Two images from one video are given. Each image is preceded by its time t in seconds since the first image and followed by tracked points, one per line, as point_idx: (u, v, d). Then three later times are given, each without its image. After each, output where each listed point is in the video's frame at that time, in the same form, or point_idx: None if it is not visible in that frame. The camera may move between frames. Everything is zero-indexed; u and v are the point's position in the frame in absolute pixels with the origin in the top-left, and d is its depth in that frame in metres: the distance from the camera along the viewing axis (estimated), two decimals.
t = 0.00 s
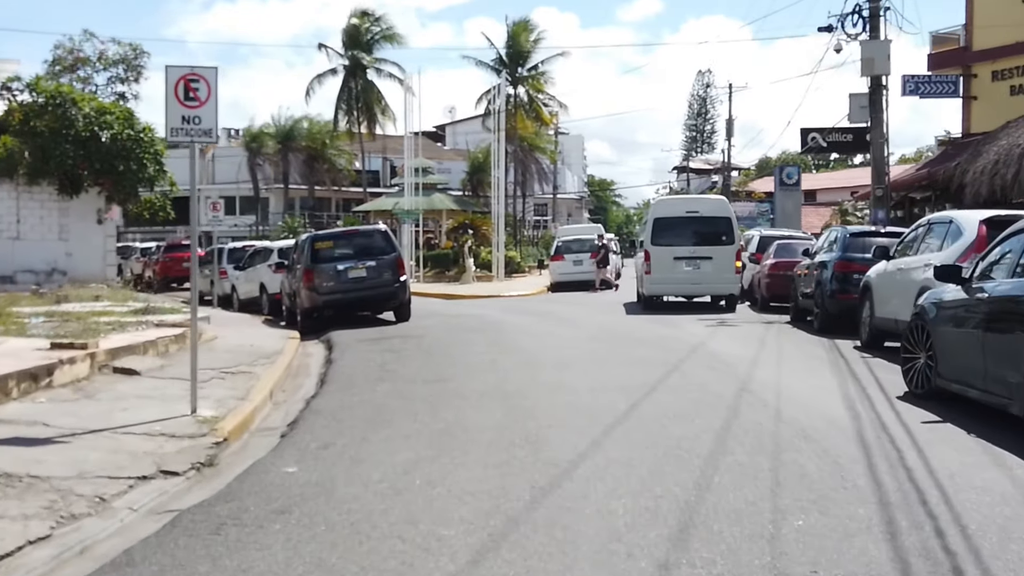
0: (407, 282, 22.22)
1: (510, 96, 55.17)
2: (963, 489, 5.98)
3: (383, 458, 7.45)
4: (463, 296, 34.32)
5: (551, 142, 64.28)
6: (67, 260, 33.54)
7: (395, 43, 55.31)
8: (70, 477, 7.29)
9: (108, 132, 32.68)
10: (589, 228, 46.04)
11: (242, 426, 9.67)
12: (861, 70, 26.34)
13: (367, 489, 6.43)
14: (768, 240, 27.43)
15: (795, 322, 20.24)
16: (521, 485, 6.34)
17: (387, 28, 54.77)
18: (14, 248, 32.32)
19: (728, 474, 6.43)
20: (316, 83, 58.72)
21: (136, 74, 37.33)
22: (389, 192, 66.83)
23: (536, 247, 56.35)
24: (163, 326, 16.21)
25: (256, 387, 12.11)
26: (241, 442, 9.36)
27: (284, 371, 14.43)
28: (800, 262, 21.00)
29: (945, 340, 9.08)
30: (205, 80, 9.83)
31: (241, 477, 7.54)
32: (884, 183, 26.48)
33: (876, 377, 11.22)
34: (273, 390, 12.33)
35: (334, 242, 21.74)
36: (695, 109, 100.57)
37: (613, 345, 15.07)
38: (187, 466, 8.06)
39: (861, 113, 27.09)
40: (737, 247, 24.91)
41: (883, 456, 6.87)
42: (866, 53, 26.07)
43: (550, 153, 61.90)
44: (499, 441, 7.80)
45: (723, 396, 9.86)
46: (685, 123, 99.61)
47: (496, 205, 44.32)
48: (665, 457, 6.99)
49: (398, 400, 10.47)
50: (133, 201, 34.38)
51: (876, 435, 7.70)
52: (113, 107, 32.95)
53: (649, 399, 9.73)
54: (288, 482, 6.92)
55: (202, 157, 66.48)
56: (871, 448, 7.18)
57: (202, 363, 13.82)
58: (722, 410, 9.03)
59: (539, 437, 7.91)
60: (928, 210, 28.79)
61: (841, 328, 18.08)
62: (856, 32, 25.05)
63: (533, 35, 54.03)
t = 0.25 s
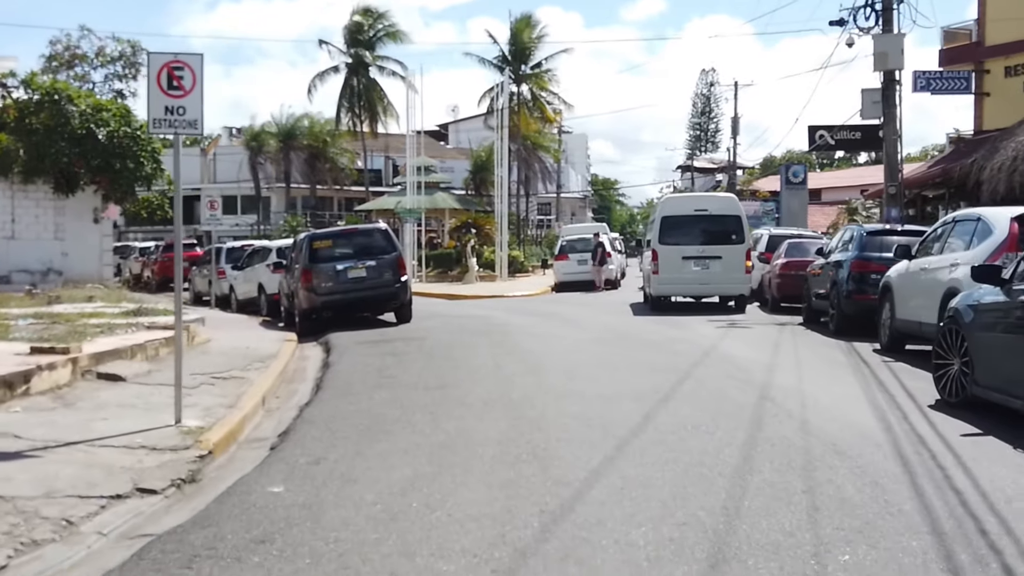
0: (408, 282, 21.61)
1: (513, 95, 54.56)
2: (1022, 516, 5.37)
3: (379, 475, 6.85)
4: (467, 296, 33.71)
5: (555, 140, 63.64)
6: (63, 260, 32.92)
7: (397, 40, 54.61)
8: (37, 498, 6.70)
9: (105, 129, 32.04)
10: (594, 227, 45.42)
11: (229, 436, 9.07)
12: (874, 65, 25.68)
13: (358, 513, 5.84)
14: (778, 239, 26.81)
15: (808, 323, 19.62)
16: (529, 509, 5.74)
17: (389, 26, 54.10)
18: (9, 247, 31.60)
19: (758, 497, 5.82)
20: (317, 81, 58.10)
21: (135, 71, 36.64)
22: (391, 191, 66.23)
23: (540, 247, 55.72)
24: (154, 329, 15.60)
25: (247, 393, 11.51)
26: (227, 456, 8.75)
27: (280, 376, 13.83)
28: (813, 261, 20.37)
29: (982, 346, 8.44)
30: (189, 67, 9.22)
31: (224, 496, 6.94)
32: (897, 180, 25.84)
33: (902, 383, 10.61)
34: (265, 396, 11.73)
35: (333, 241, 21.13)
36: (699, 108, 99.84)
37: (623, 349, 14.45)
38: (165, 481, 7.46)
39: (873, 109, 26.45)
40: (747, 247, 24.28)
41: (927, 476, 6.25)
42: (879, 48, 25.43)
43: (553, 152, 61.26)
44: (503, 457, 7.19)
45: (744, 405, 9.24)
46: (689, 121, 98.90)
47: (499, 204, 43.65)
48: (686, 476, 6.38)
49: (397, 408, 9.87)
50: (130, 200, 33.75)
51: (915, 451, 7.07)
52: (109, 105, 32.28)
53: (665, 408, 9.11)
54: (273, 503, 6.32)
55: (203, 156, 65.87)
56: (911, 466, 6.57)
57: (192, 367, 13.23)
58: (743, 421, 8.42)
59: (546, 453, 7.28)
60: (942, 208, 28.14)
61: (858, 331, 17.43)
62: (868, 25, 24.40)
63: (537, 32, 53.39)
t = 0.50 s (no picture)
0: (410, 282, 21.01)
1: (517, 93, 53.92)
2: None
3: (372, 496, 6.24)
4: (470, 297, 33.08)
5: (559, 139, 63.01)
6: (59, 259, 32.27)
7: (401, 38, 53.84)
8: None
9: (102, 127, 31.38)
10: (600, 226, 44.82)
11: (215, 449, 8.46)
12: (887, 60, 25.04)
13: (347, 543, 5.24)
14: (788, 239, 26.18)
15: (822, 325, 18.99)
16: (537, 538, 5.14)
17: (392, 23, 53.42)
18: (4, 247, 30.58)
19: (795, 527, 5.21)
20: (320, 79, 57.46)
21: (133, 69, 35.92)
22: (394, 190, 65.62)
23: (544, 246, 55.11)
24: (144, 332, 14.98)
25: (237, 401, 10.90)
26: (212, 470, 8.14)
27: (274, 381, 13.23)
28: (827, 261, 19.73)
29: None
30: (172, 54, 8.60)
31: (203, 518, 6.33)
32: (912, 178, 25.19)
33: (931, 390, 9.99)
34: (256, 403, 11.11)
35: (332, 241, 20.51)
36: (704, 107, 99.12)
37: (633, 353, 13.84)
38: (141, 501, 6.85)
39: (886, 105, 25.81)
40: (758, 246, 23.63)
41: (980, 500, 5.65)
42: (892, 42, 24.78)
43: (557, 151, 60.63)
44: (508, 476, 6.58)
45: (766, 415, 8.63)
46: (694, 120, 98.18)
47: (503, 204, 43.01)
48: (712, 501, 5.77)
49: (395, 417, 9.25)
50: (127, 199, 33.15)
51: (961, 470, 6.47)
52: (106, 102, 31.66)
53: (682, 418, 8.51)
54: (254, 529, 5.72)
55: (204, 155, 65.26)
56: (959, 488, 5.96)
57: (182, 372, 12.63)
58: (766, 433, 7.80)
59: (555, 471, 6.68)
60: (956, 206, 27.47)
61: (876, 333, 16.80)
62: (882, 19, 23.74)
63: (540, 29, 52.75)
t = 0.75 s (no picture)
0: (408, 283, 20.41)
1: (518, 92, 53.32)
2: None
3: (361, 524, 5.66)
4: (471, 298, 32.50)
5: (561, 139, 62.44)
6: (52, 260, 31.55)
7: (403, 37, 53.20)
8: None
9: (96, 126, 30.71)
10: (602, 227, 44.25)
11: (195, 464, 7.87)
12: (898, 56, 24.45)
13: None
14: (796, 239, 25.59)
15: (834, 328, 18.40)
16: None
17: (393, 21, 52.76)
18: None
19: (838, 566, 4.64)
20: (320, 78, 56.87)
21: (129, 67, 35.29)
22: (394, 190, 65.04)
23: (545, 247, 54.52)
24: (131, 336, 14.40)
25: (224, 410, 10.30)
26: (192, 488, 7.54)
27: (265, 388, 12.63)
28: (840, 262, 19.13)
29: None
30: (150, 40, 8.01)
31: (174, 547, 5.75)
32: (923, 177, 24.62)
33: (962, 402, 9.40)
34: (245, 413, 10.53)
35: (329, 241, 19.92)
36: (706, 107, 98.49)
37: (640, 358, 13.24)
38: (109, 526, 6.26)
39: (896, 103, 25.22)
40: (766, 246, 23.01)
41: None
42: (903, 37, 24.18)
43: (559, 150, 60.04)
44: (512, 500, 5.99)
45: (787, 427, 8.05)
46: (696, 120, 97.54)
47: (504, 204, 42.42)
48: (741, 532, 5.19)
49: (389, 430, 8.66)
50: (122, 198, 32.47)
51: (1010, 494, 5.88)
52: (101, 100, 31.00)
53: (697, 432, 7.93)
54: (228, 562, 5.13)
55: (203, 154, 64.67)
56: (1013, 518, 5.37)
57: (167, 379, 12.03)
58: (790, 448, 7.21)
59: (564, 494, 6.10)
60: (968, 206, 26.89)
61: (892, 337, 16.21)
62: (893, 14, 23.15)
63: (541, 27, 52.16)
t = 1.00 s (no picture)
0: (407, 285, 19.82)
1: (519, 92, 52.74)
2: None
3: (348, 555, 5.09)
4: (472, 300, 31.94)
5: (562, 139, 61.87)
6: (44, 262, 30.89)
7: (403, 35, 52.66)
8: None
9: (89, 125, 29.82)
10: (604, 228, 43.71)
11: (173, 482, 7.31)
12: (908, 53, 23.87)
13: None
14: (803, 240, 25.02)
15: (846, 331, 17.83)
16: None
17: (392, 20, 52.16)
18: None
19: None
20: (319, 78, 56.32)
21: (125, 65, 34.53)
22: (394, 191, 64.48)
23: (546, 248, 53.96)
24: (117, 341, 13.84)
25: (209, 421, 9.74)
26: (168, 509, 6.98)
27: (255, 396, 12.06)
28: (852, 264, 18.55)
29: None
30: (124, 26, 7.45)
31: None
32: (934, 176, 24.06)
33: (994, 414, 8.83)
34: (231, 424, 9.97)
35: (324, 242, 19.36)
36: (707, 107, 97.92)
37: (647, 364, 12.68)
38: (71, 555, 5.69)
39: (907, 100, 24.64)
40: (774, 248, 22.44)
41: None
42: (914, 34, 23.61)
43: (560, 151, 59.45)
44: (515, 529, 5.43)
45: (811, 441, 7.50)
46: (698, 121, 96.95)
47: (505, 204, 41.86)
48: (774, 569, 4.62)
49: (383, 444, 8.09)
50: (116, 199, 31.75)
51: None
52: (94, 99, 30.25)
53: (714, 446, 7.37)
54: None
55: (201, 155, 64.10)
56: None
57: (152, 387, 11.46)
58: (818, 466, 6.65)
59: (572, 521, 5.54)
60: (979, 206, 26.34)
61: (907, 341, 15.66)
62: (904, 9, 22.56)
63: (541, 26, 51.60)
